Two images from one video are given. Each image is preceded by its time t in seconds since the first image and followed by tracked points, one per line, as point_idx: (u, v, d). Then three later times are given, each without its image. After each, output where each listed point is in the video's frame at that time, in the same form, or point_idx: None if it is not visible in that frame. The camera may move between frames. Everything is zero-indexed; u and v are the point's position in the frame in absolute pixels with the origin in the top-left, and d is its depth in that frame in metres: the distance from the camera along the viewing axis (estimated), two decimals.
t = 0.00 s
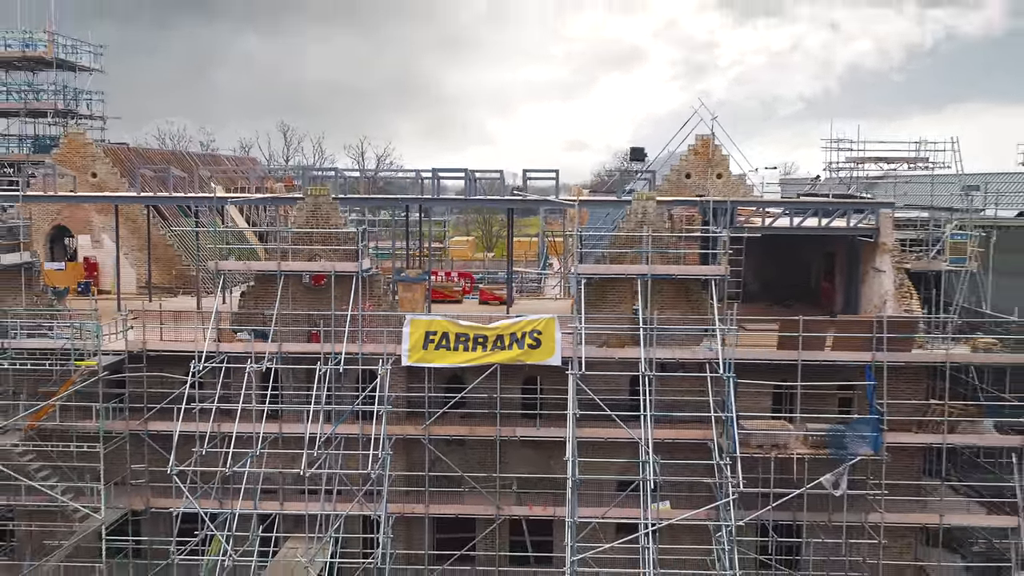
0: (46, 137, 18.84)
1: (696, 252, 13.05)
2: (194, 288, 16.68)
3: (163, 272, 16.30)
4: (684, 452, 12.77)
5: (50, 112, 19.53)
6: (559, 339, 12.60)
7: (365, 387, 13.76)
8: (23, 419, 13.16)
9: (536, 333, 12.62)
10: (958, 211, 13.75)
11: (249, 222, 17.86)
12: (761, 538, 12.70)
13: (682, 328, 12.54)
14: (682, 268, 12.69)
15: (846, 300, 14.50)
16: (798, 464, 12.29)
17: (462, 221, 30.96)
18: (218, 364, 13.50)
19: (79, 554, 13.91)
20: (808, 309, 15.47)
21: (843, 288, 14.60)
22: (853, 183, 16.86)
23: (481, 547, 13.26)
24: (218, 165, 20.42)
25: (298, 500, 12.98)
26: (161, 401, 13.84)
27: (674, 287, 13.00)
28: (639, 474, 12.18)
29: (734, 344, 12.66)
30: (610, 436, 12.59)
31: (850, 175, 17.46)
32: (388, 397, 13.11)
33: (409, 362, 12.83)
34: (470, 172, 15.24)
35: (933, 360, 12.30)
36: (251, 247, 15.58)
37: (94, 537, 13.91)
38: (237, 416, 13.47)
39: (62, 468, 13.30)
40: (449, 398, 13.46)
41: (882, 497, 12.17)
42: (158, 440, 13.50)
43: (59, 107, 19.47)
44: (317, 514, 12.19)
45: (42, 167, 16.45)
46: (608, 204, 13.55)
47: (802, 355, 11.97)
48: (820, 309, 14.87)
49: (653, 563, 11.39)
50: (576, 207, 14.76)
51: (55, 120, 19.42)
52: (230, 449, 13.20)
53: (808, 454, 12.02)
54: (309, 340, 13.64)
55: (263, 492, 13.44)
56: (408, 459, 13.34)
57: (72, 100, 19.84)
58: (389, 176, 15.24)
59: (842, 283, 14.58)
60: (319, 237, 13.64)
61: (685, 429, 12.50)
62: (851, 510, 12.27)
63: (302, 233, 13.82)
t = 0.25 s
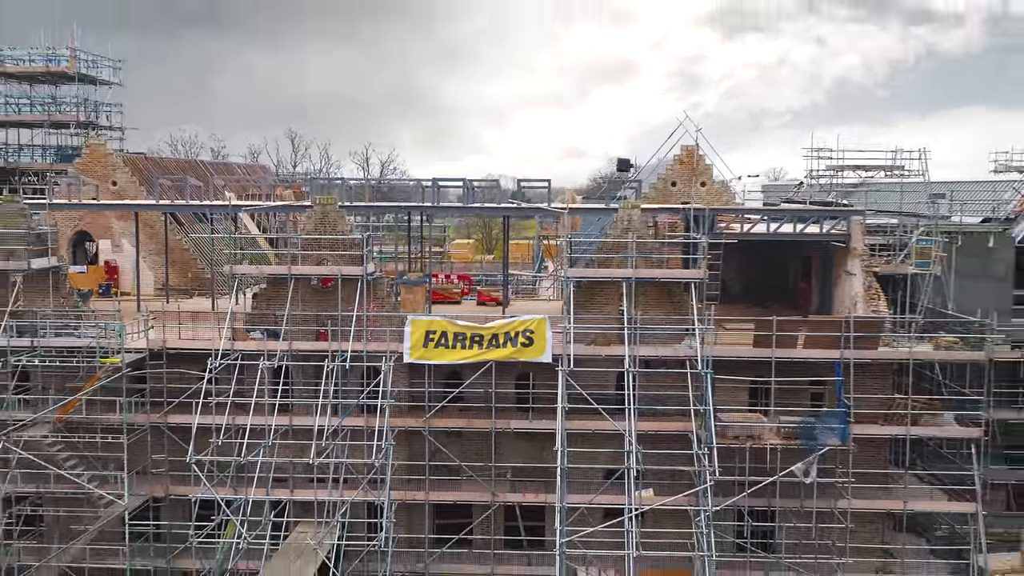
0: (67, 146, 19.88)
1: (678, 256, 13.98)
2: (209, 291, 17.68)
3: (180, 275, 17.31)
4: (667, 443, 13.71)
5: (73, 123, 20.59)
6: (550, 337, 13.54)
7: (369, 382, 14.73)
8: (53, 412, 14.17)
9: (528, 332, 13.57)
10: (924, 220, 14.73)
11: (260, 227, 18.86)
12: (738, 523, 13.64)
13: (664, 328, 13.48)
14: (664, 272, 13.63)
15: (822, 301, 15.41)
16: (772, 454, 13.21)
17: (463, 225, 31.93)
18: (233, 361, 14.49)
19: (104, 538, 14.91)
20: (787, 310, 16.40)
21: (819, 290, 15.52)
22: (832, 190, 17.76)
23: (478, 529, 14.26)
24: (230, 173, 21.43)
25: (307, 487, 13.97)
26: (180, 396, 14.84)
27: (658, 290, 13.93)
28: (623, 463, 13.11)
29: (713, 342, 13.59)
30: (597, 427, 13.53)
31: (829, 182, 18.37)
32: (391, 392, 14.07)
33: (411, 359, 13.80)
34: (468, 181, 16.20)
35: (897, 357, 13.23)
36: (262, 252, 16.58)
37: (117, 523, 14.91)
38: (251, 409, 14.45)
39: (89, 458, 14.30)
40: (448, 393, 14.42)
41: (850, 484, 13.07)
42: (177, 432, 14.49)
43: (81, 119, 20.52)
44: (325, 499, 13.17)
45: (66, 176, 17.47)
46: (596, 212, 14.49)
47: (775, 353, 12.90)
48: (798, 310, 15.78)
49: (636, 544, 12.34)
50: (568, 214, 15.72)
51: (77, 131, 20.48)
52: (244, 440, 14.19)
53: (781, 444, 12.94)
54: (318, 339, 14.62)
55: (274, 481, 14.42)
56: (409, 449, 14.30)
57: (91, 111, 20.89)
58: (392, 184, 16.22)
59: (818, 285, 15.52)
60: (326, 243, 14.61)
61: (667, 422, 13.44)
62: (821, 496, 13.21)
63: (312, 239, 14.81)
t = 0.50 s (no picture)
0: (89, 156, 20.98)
1: (661, 261, 14.99)
2: (222, 292, 18.77)
3: (195, 278, 18.39)
4: (650, 434, 14.72)
5: (93, 134, 21.69)
6: (542, 336, 14.56)
7: (373, 378, 15.77)
8: (80, 405, 15.24)
9: (522, 331, 14.59)
10: (891, 228, 15.85)
11: (269, 231, 19.94)
12: (717, 509, 14.66)
13: (648, 327, 14.50)
14: (648, 275, 14.64)
15: (798, 303, 16.42)
16: (747, 444, 14.21)
17: (465, 229, 32.97)
18: (247, 358, 15.54)
19: (126, 524, 15.98)
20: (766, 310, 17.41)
21: (796, 292, 16.52)
22: (811, 197, 18.76)
23: (475, 514, 15.33)
24: (241, 179, 22.52)
25: (316, 475, 15.03)
26: (198, 391, 15.91)
27: (642, 292, 14.95)
28: (609, 453, 14.11)
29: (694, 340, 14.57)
30: (585, 420, 14.55)
31: (809, 189, 19.38)
32: (394, 387, 15.10)
33: (413, 357, 14.81)
34: (467, 190, 17.24)
35: (865, 355, 14.24)
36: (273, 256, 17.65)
37: (138, 509, 15.98)
38: (264, 403, 15.51)
39: (114, 448, 15.38)
40: (447, 388, 15.45)
41: (821, 473, 14.05)
42: (196, 424, 15.57)
43: (101, 129, 21.62)
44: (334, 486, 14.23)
45: (88, 184, 18.56)
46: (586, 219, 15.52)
47: (751, 351, 13.89)
48: (777, 311, 16.78)
49: (620, 527, 13.37)
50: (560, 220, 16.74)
51: (98, 141, 21.58)
52: (257, 432, 15.24)
53: (755, 435, 13.93)
54: (325, 338, 15.66)
55: (285, 469, 15.49)
56: (411, 440, 15.35)
57: (111, 122, 22.00)
58: (395, 193, 17.27)
59: (795, 288, 16.52)
60: (334, 248, 15.66)
61: (650, 414, 14.44)
62: (793, 484, 14.24)
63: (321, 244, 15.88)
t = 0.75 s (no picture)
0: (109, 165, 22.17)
1: (645, 265, 16.08)
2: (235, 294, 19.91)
3: (210, 281, 19.54)
4: (634, 427, 15.81)
5: (113, 144, 22.88)
6: (533, 336, 15.65)
7: (377, 374, 16.89)
8: (105, 399, 16.40)
9: (515, 331, 15.69)
10: (861, 235, 16.85)
11: (279, 236, 21.06)
12: (697, 496, 15.72)
13: (632, 327, 15.58)
14: (633, 279, 15.72)
15: (775, 304, 17.44)
16: (724, 436, 15.28)
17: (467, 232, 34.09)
18: (259, 356, 16.66)
19: (147, 510, 17.13)
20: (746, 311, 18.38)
21: (773, 293, 17.54)
22: (791, 204, 19.81)
23: (471, 500, 16.43)
24: (252, 186, 23.70)
25: (324, 465, 16.15)
26: (214, 386, 17.06)
27: (627, 294, 16.04)
28: (596, 443, 15.19)
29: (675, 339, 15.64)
30: (574, 413, 15.64)
31: (790, 196, 20.42)
32: (396, 383, 16.21)
33: (413, 354, 15.93)
34: (465, 199, 18.36)
35: (834, 353, 15.29)
36: (283, 260, 18.80)
37: (158, 496, 17.13)
38: (275, 398, 16.65)
39: (136, 439, 16.55)
40: (446, 384, 16.56)
41: (793, 462, 15.12)
42: (212, 417, 16.72)
43: (121, 140, 22.80)
44: (341, 474, 15.35)
45: (110, 193, 19.74)
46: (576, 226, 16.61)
47: (727, 349, 14.96)
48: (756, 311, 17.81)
49: (606, 512, 14.44)
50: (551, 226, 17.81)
51: (117, 151, 22.76)
52: (269, 424, 16.38)
53: (731, 427, 15.00)
54: (332, 337, 16.79)
55: (295, 459, 16.62)
56: (412, 432, 16.48)
57: (130, 133, 23.18)
58: (398, 201, 18.39)
59: (772, 290, 17.48)
60: (340, 253, 16.78)
61: (634, 408, 15.53)
62: (768, 472, 15.29)
63: (328, 249, 17.03)
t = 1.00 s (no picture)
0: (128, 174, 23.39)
1: (631, 269, 17.23)
2: (247, 296, 21.13)
3: (224, 283, 20.76)
4: (620, 419, 16.96)
5: (131, 153, 24.11)
6: (526, 335, 16.81)
7: (381, 371, 18.08)
8: (128, 394, 17.62)
9: (508, 330, 16.85)
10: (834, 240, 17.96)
11: (288, 241, 22.28)
12: (678, 484, 16.87)
13: (618, 326, 16.74)
14: (619, 282, 16.87)
15: (754, 305, 18.54)
16: (703, 428, 16.44)
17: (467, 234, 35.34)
18: (271, 354, 17.85)
19: (166, 497, 18.34)
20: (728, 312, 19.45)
21: (753, 295, 18.63)
22: (772, 210, 20.91)
23: (468, 488, 17.68)
24: (262, 193, 24.95)
25: (331, 455, 17.34)
26: (229, 382, 18.28)
27: (614, 296, 17.19)
28: (584, 435, 16.35)
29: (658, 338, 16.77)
30: (563, 407, 16.80)
31: (772, 202, 21.52)
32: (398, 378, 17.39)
33: (414, 352, 17.11)
34: (463, 206, 19.53)
35: (806, 350, 16.42)
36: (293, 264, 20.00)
37: (177, 484, 18.33)
38: (286, 393, 17.85)
39: (157, 430, 17.77)
40: (444, 379, 17.74)
41: (767, 452, 16.26)
42: (228, 411, 17.93)
43: (138, 150, 24.04)
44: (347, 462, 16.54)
45: (130, 200, 20.96)
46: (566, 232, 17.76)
47: (705, 348, 16.10)
48: (737, 312, 18.91)
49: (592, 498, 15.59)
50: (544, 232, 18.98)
51: (135, 160, 23.99)
52: (280, 417, 17.59)
53: (709, 420, 16.14)
54: (339, 336, 17.98)
55: (305, 450, 17.83)
56: (413, 424, 17.69)
57: (147, 143, 24.41)
58: (400, 208, 19.58)
59: (752, 292, 18.58)
60: (347, 258, 17.97)
61: (620, 402, 16.69)
62: (744, 462, 16.44)
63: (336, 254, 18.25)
